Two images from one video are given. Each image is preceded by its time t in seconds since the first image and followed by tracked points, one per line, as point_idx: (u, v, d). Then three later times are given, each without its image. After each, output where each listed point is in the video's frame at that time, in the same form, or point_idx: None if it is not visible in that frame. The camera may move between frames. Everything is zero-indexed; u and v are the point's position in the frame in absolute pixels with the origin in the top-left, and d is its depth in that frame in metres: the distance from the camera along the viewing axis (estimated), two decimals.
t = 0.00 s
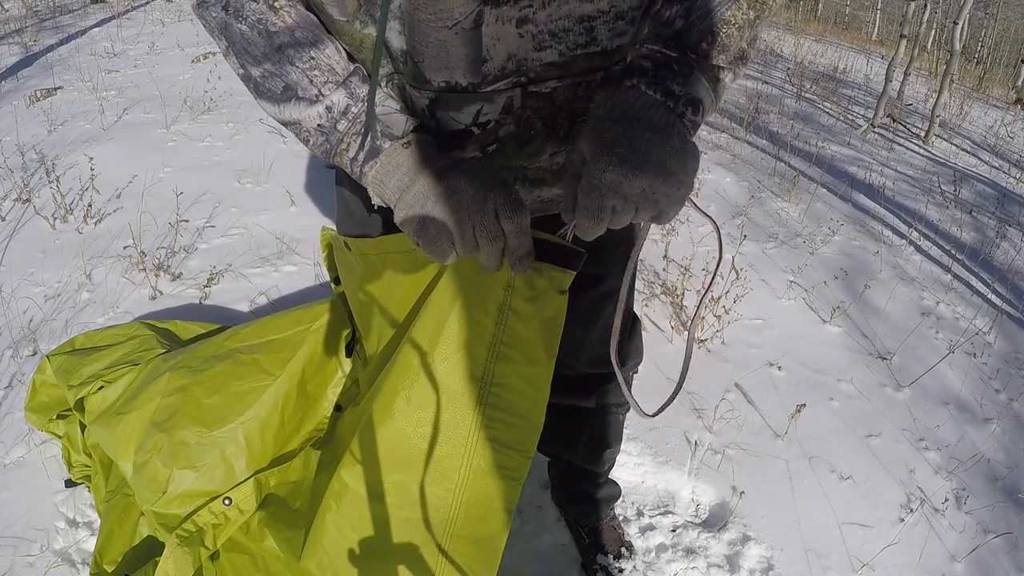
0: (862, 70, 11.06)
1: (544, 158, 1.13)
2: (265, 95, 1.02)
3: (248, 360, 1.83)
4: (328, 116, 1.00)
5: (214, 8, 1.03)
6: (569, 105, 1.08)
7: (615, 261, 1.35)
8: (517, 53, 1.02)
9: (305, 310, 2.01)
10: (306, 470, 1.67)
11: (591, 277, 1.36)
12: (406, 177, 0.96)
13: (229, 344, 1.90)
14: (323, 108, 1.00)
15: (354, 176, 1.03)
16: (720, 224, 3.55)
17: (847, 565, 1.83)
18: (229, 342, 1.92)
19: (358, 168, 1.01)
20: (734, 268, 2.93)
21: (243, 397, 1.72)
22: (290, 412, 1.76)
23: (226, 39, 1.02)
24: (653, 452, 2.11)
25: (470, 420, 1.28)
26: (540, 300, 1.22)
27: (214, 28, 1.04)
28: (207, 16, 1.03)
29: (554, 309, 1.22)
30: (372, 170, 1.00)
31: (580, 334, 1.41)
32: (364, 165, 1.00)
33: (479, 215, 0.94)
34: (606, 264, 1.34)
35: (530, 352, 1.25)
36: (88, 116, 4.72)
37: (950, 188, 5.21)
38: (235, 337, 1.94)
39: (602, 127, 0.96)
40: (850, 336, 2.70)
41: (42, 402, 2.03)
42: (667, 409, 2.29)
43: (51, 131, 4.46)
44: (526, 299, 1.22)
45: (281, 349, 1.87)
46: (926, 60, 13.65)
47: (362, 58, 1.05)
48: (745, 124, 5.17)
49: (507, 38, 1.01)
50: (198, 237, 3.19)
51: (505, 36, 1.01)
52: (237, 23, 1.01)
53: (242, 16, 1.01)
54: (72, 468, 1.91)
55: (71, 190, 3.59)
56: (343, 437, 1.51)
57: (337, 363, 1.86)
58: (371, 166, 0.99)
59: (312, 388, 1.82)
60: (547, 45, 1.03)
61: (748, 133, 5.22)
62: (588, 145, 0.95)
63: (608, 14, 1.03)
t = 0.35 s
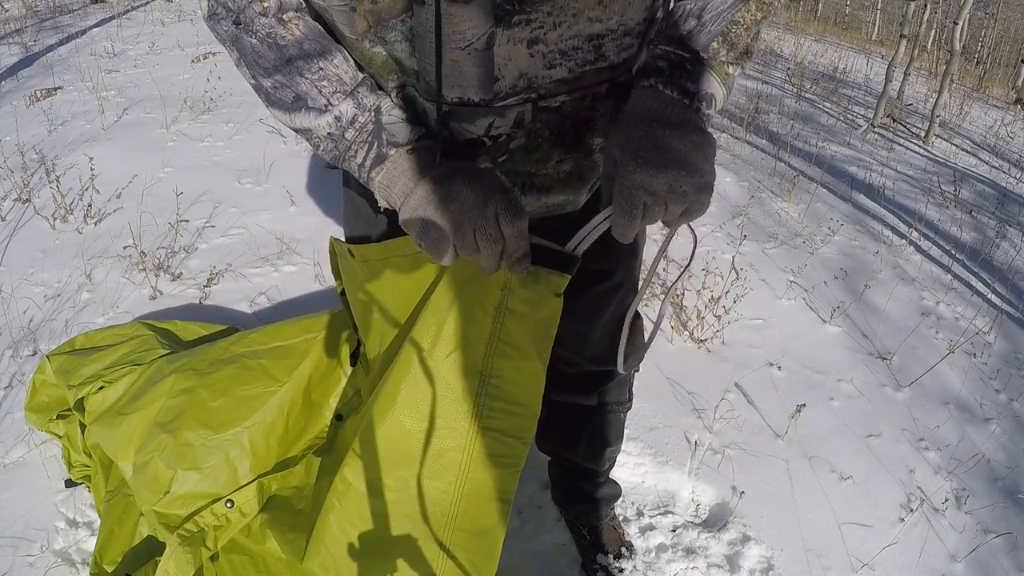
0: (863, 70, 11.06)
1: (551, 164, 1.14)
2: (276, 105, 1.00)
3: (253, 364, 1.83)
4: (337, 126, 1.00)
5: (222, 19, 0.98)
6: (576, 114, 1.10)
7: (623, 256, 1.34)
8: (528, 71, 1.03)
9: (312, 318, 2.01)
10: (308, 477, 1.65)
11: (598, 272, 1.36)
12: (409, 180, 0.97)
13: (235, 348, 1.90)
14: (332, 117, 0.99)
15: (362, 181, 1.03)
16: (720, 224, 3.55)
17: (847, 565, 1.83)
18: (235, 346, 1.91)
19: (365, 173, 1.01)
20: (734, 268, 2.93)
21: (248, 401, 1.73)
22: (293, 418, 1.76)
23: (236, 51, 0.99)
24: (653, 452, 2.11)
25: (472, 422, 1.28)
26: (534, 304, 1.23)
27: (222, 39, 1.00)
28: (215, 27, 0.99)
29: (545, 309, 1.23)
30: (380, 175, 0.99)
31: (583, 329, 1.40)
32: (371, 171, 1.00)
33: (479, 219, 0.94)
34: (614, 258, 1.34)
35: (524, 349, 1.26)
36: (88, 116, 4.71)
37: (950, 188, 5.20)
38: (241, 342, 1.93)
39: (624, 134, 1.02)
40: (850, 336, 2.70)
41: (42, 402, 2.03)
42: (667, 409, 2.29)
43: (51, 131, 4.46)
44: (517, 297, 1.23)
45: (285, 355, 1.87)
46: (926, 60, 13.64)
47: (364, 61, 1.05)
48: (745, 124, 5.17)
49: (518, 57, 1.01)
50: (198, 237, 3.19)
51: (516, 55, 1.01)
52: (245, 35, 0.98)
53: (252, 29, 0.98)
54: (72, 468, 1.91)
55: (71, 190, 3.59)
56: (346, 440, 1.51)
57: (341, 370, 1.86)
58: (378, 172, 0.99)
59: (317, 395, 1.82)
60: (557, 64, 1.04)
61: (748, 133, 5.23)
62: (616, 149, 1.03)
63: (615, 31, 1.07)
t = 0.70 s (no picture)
0: (862, 70, 11.06)
1: (560, 163, 1.14)
2: (289, 115, 0.95)
3: (253, 361, 1.83)
4: (355, 135, 0.95)
5: (230, 31, 0.93)
6: (586, 117, 1.11)
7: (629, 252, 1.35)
8: (540, 78, 1.04)
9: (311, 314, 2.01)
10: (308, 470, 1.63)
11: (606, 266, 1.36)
12: (438, 184, 0.97)
13: (235, 345, 1.90)
14: (350, 126, 0.95)
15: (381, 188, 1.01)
16: (720, 224, 3.55)
17: (848, 565, 1.83)
18: (234, 343, 1.91)
19: (387, 181, 0.99)
20: (734, 268, 2.93)
21: (249, 397, 1.73)
22: (293, 414, 1.76)
23: (246, 63, 0.94)
24: (653, 452, 2.11)
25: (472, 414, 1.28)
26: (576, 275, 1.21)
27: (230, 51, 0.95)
28: (223, 40, 0.94)
29: (591, 277, 1.21)
30: (405, 182, 0.98)
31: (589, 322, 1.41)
32: (393, 178, 0.98)
33: (520, 211, 0.95)
34: (621, 254, 1.34)
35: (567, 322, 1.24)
36: (88, 116, 4.72)
37: (950, 188, 5.20)
38: (241, 339, 1.93)
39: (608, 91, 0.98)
40: (850, 336, 2.70)
41: (42, 402, 2.03)
42: (667, 409, 2.29)
43: (51, 131, 4.46)
44: (562, 271, 1.22)
45: (286, 352, 1.87)
46: (926, 60, 13.63)
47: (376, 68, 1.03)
48: (745, 124, 5.17)
49: (530, 65, 1.02)
50: (198, 237, 3.19)
51: (528, 63, 1.02)
52: (256, 46, 0.93)
53: (263, 40, 0.93)
54: (72, 468, 1.91)
55: (71, 190, 3.59)
56: (347, 434, 1.50)
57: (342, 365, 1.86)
58: (404, 179, 0.98)
59: (316, 391, 1.82)
60: (568, 69, 1.05)
61: (748, 133, 5.23)
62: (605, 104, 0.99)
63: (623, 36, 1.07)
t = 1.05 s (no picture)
0: (862, 70, 11.05)
1: (569, 163, 1.15)
2: (296, 120, 0.95)
3: (253, 362, 1.83)
4: (361, 139, 0.96)
5: (234, 36, 0.92)
6: (595, 114, 1.10)
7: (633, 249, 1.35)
8: (551, 76, 1.04)
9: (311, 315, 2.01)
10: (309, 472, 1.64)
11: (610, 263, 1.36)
12: (447, 186, 0.99)
13: (235, 347, 1.89)
14: (356, 131, 0.96)
15: (389, 189, 1.03)
16: (720, 224, 3.55)
17: (848, 565, 1.83)
18: (235, 345, 1.91)
19: (394, 183, 1.01)
20: (734, 268, 2.93)
21: (248, 399, 1.73)
22: (294, 416, 1.76)
23: (250, 68, 0.93)
24: (653, 452, 2.11)
25: (468, 415, 1.31)
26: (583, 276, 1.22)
27: (234, 57, 0.94)
28: (227, 45, 0.92)
29: (596, 277, 1.22)
30: (411, 185, 1.01)
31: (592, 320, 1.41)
32: (400, 181, 1.01)
33: (527, 215, 0.97)
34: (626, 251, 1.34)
35: (569, 325, 1.24)
36: (88, 116, 4.71)
37: (950, 188, 5.20)
38: (241, 340, 1.93)
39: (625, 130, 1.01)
40: (850, 336, 2.70)
41: (42, 402, 2.03)
42: (667, 409, 2.29)
43: (51, 131, 4.46)
44: (569, 271, 1.22)
45: (286, 352, 1.87)
46: (926, 60, 13.63)
47: (384, 70, 1.02)
48: (744, 124, 5.17)
49: (542, 63, 1.01)
50: (198, 237, 3.19)
51: (540, 61, 1.01)
52: (261, 52, 0.91)
53: (266, 45, 0.91)
54: (72, 468, 1.91)
55: (71, 190, 3.59)
56: (347, 435, 1.53)
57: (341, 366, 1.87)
58: (411, 182, 1.01)
59: (316, 393, 1.82)
60: (578, 66, 1.04)
61: (748, 133, 5.23)
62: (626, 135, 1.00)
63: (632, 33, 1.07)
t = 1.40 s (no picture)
0: (863, 70, 11.05)
1: (570, 162, 1.14)
2: (295, 119, 0.93)
3: (252, 362, 1.83)
4: (362, 137, 0.94)
5: (233, 36, 0.92)
6: (595, 112, 1.11)
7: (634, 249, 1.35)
8: (552, 73, 1.03)
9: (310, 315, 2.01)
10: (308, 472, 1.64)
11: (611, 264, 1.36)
12: (449, 184, 0.98)
13: (234, 347, 1.89)
14: (357, 129, 0.93)
15: (390, 189, 1.01)
16: (720, 224, 3.55)
17: (848, 565, 1.83)
18: (234, 345, 1.90)
19: (396, 181, 0.99)
20: (734, 268, 2.93)
21: (248, 400, 1.72)
22: (293, 416, 1.76)
23: (249, 68, 0.92)
24: (653, 452, 2.11)
25: (469, 415, 1.31)
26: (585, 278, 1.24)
27: (233, 57, 0.94)
28: (225, 45, 0.93)
29: (597, 279, 1.24)
30: (413, 183, 0.99)
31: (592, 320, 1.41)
32: (402, 179, 0.98)
33: (530, 214, 0.97)
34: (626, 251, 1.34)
35: (570, 326, 1.26)
36: (88, 116, 4.71)
37: (950, 188, 5.20)
38: (240, 340, 1.93)
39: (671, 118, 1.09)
40: (850, 336, 2.70)
41: (42, 402, 2.03)
42: (667, 409, 2.29)
43: (51, 131, 4.46)
44: (571, 272, 1.24)
45: (286, 352, 1.87)
46: (926, 60, 13.62)
47: (384, 69, 1.02)
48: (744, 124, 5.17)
49: (543, 59, 1.01)
50: (198, 237, 3.19)
51: (541, 57, 1.01)
52: (260, 51, 0.91)
53: (265, 43, 0.92)
54: (72, 468, 1.91)
55: (71, 190, 3.59)
56: (347, 434, 1.53)
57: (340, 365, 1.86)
58: (413, 179, 0.98)
59: (316, 392, 1.82)
60: (579, 63, 1.05)
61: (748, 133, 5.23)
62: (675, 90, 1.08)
63: (633, 31, 1.09)
